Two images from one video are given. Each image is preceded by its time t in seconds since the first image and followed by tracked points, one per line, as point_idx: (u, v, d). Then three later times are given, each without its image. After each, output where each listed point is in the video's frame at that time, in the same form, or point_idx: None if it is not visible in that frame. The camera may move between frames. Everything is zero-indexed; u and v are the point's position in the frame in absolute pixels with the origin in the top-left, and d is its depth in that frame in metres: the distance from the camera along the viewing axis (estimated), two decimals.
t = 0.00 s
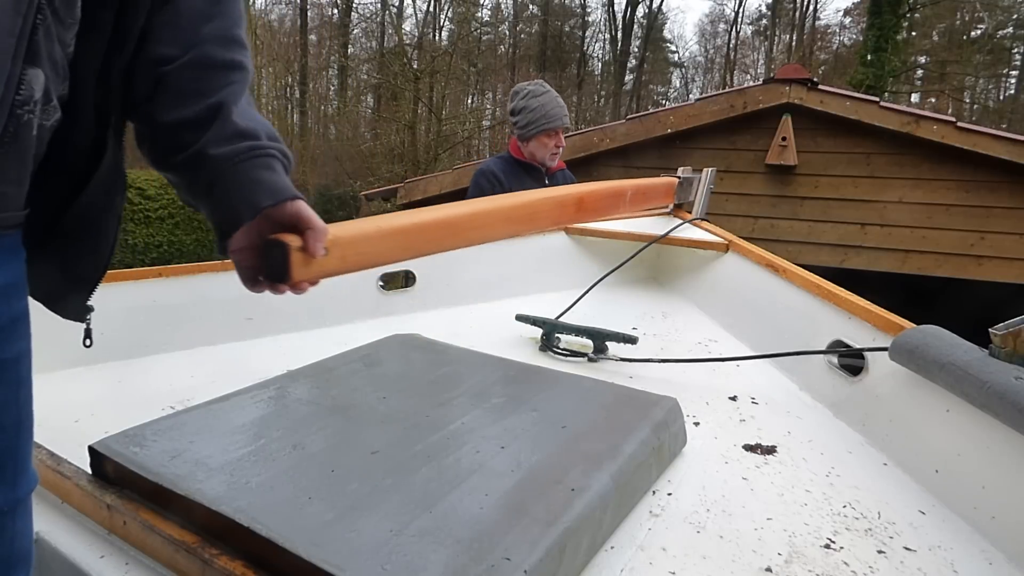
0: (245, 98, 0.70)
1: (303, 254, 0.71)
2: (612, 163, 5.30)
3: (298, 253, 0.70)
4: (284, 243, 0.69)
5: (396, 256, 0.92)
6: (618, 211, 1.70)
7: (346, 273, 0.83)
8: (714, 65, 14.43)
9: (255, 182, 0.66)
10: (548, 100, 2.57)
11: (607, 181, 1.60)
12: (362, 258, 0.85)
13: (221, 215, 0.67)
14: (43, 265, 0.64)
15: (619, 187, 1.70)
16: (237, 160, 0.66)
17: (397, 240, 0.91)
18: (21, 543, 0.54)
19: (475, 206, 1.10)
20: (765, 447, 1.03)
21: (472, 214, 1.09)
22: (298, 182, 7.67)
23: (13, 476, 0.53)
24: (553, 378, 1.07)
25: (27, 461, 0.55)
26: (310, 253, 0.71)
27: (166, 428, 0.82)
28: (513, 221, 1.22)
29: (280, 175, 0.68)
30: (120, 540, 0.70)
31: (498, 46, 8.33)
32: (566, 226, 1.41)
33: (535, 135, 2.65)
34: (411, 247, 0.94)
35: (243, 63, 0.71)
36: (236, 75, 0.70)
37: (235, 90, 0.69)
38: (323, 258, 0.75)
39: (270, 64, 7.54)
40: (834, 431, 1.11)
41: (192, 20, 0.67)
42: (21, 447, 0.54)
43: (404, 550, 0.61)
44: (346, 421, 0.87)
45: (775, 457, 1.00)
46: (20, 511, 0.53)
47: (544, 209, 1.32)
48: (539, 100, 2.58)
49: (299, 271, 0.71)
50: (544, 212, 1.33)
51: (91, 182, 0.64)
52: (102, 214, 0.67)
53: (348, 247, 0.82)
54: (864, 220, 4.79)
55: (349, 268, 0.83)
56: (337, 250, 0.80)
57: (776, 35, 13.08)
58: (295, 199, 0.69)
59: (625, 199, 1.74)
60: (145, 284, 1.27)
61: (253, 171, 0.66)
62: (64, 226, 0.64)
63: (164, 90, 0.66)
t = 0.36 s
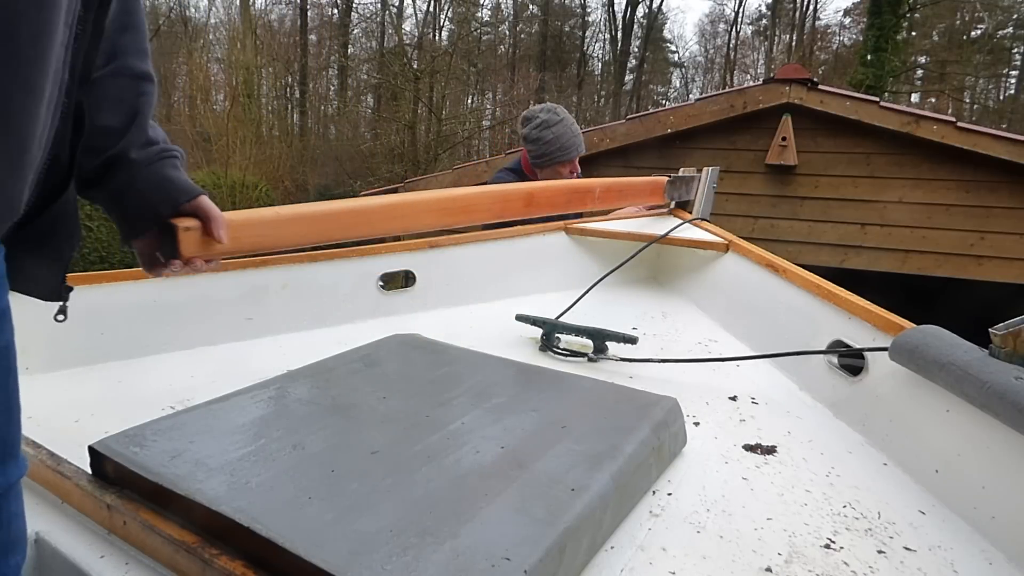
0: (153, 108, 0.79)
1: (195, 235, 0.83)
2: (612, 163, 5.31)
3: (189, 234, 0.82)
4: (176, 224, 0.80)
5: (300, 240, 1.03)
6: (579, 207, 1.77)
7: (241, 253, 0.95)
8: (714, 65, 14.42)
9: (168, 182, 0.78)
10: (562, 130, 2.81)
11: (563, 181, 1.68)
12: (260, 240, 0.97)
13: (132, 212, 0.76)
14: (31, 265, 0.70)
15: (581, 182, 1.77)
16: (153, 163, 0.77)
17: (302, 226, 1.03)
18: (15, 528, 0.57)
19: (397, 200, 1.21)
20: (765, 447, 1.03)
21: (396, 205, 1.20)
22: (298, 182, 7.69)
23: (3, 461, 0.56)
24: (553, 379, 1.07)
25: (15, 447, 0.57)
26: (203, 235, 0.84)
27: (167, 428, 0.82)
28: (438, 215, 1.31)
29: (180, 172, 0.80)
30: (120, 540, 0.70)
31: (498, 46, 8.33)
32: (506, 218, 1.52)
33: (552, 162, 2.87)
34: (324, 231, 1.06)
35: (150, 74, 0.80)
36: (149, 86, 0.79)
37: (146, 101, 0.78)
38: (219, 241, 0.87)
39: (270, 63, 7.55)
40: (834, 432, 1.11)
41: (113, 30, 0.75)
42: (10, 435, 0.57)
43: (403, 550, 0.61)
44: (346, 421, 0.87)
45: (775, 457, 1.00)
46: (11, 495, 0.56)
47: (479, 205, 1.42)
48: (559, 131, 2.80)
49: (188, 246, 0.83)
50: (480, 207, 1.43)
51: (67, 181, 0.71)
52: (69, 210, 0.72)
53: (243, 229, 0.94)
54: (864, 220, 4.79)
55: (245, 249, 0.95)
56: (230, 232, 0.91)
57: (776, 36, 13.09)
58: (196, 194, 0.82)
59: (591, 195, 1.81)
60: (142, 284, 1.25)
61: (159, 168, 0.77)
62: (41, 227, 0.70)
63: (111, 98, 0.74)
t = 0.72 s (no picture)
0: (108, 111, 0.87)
1: (137, 230, 0.91)
2: (612, 163, 5.32)
3: (132, 228, 0.91)
4: (119, 219, 0.90)
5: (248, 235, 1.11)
6: (552, 207, 1.77)
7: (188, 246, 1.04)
8: (714, 65, 14.42)
9: (117, 184, 0.89)
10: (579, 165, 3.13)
11: (538, 182, 1.68)
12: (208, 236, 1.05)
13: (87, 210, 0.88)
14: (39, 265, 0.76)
15: (558, 183, 1.76)
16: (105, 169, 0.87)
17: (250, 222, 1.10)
18: (17, 517, 0.63)
19: (352, 200, 1.25)
20: (765, 447, 1.03)
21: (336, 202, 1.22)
22: (298, 182, 7.71)
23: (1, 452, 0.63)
24: (554, 379, 1.07)
25: (12, 442, 0.65)
26: (145, 230, 0.92)
27: (167, 428, 0.82)
28: (399, 215, 1.34)
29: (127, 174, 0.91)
30: (120, 540, 0.70)
31: (498, 46, 8.30)
32: (467, 216, 1.51)
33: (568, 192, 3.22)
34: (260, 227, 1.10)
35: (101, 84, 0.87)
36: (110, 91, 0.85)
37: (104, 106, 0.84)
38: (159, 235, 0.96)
39: (270, 63, 7.57)
40: (835, 432, 1.11)
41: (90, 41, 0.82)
42: (7, 429, 0.64)
43: (403, 550, 0.61)
44: (347, 421, 0.87)
45: (775, 457, 1.00)
46: (12, 487, 0.63)
47: (439, 204, 1.43)
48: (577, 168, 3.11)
49: (131, 241, 0.91)
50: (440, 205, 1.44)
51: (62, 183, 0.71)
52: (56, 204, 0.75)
53: (189, 224, 1.02)
54: (864, 220, 4.79)
55: (192, 243, 1.04)
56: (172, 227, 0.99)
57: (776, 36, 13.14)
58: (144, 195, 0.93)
59: (568, 195, 1.80)
60: (141, 284, 1.25)
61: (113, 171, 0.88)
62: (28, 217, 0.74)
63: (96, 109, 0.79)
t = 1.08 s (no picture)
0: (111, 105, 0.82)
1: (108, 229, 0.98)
2: (612, 163, 5.33)
3: (107, 227, 0.97)
4: (91, 219, 0.96)
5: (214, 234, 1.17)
6: (534, 207, 1.77)
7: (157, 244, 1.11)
8: (714, 65, 14.43)
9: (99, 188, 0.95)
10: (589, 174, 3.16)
11: (518, 181, 1.68)
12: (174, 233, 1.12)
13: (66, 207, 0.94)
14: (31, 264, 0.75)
15: (541, 183, 1.76)
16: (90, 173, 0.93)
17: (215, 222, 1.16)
18: (20, 520, 0.62)
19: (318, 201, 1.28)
20: (765, 447, 1.03)
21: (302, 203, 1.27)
22: (298, 182, 7.73)
23: (7, 457, 0.62)
24: (554, 378, 1.07)
25: (19, 445, 0.63)
26: (118, 228, 0.99)
27: (167, 428, 0.82)
28: (368, 215, 1.37)
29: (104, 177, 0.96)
30: (120, 540, 0.70)
31: (498, 46, 8.30)
32: (442, 217, 1.52)
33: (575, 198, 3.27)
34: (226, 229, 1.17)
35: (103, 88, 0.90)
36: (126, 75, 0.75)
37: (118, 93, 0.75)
38: (130, 233, 1.02)
39: (270, 63, 7.58)
40: (834, 432, 1.11)
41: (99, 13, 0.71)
42: (14, 433, 0.63)
43: (403, 550, 0.61)
44: (347, 420, 0.87)
45: (775, 457, 1.00)
46: (17, 489, 0.62)
47: (413, 204, 1.44)
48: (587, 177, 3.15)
49: (100, 239, 0.98)
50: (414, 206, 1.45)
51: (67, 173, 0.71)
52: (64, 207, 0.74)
53: (157, 225, 1.09)
54: (864, 220, 4.79)
55: (162, 241, 1.11)
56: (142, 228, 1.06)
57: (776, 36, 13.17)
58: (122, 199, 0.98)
59: (552, 195, 1.80)
60: (142, 284, 1.25)
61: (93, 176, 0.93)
62: (36, 219, 0.74)
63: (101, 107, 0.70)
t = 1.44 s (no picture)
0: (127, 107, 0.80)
1: (99, 233, 1.02)
2: (612, 163, 5.32)
3: (96, 229, 1.03)
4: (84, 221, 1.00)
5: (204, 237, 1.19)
6: (525, 208, 1.78)
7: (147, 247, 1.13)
8: (714, 65, 14.44)
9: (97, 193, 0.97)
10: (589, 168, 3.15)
11: (509, 183, 1.69)
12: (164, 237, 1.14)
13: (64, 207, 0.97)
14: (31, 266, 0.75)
15: (533, 184, 1.76)
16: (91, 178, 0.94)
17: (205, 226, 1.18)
18: (23, 527, 0.56)
19: (307, 205, 1.30)
20: (765, 447, 1.03)
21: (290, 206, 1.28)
22: (298, 182, 7.74)
23: (11, 462, 0.55)
24: (554, 378, 1.08)
25: (23, 449, 0.57)
26: (107, 232, 1.03)
27: (167, 427, 0.82)
28: (356, 216, 1.38)
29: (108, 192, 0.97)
30: (120, 540, 0.70)
31: (498, 45, 8.30)
32: (431, 219, 1.52)
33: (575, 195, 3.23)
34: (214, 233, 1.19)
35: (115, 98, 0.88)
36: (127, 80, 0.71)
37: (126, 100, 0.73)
38: (119, 236, 1.06)
39: (270, 63, 7.58)
40: (834, 431, 1.11)
41: None
42: (19, 437, 0.56)
43: (403, 550, 0.61)
44: (347, 420, 0.88)
45: (775, 457, 1.00)
46: (20, 496, 0.56)
47: (400, 206, 1.44)
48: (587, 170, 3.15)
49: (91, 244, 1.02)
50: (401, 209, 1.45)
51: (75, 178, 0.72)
52: (75, 216, 0.77)
53: (148, 229, 1.11)
54: (864, 220, 4.79)
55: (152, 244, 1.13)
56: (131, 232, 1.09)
57: (776, 35, 13.20)
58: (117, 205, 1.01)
59: (543, 196, 1.80)
60: (142, 284, 1.26)
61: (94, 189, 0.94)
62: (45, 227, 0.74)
63: (108, 111, 0.69)
